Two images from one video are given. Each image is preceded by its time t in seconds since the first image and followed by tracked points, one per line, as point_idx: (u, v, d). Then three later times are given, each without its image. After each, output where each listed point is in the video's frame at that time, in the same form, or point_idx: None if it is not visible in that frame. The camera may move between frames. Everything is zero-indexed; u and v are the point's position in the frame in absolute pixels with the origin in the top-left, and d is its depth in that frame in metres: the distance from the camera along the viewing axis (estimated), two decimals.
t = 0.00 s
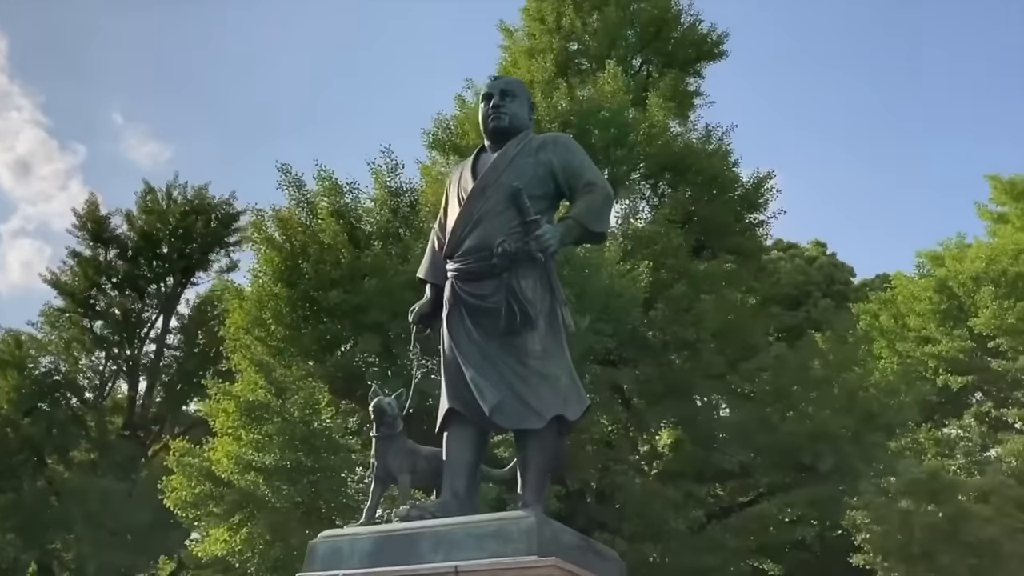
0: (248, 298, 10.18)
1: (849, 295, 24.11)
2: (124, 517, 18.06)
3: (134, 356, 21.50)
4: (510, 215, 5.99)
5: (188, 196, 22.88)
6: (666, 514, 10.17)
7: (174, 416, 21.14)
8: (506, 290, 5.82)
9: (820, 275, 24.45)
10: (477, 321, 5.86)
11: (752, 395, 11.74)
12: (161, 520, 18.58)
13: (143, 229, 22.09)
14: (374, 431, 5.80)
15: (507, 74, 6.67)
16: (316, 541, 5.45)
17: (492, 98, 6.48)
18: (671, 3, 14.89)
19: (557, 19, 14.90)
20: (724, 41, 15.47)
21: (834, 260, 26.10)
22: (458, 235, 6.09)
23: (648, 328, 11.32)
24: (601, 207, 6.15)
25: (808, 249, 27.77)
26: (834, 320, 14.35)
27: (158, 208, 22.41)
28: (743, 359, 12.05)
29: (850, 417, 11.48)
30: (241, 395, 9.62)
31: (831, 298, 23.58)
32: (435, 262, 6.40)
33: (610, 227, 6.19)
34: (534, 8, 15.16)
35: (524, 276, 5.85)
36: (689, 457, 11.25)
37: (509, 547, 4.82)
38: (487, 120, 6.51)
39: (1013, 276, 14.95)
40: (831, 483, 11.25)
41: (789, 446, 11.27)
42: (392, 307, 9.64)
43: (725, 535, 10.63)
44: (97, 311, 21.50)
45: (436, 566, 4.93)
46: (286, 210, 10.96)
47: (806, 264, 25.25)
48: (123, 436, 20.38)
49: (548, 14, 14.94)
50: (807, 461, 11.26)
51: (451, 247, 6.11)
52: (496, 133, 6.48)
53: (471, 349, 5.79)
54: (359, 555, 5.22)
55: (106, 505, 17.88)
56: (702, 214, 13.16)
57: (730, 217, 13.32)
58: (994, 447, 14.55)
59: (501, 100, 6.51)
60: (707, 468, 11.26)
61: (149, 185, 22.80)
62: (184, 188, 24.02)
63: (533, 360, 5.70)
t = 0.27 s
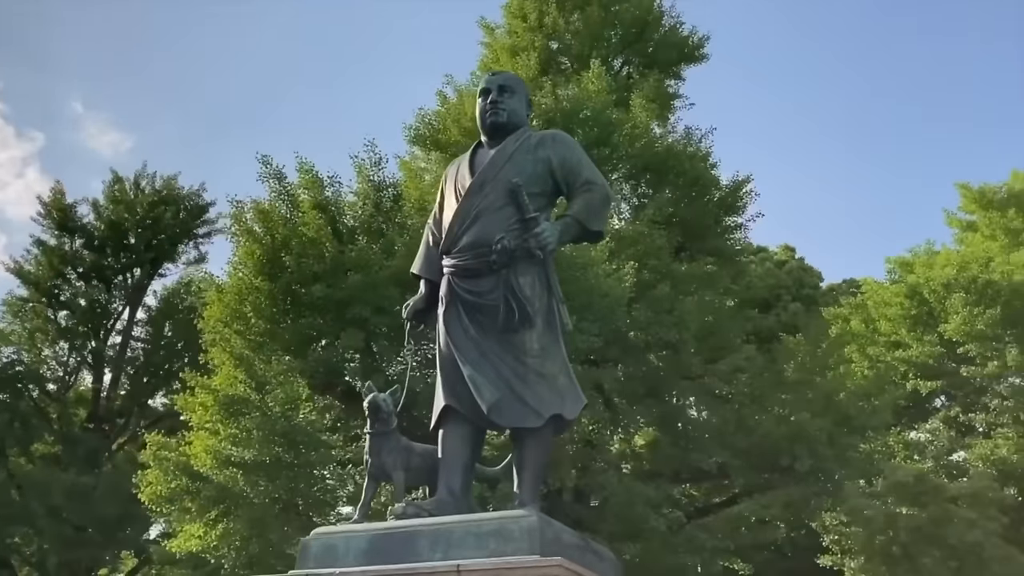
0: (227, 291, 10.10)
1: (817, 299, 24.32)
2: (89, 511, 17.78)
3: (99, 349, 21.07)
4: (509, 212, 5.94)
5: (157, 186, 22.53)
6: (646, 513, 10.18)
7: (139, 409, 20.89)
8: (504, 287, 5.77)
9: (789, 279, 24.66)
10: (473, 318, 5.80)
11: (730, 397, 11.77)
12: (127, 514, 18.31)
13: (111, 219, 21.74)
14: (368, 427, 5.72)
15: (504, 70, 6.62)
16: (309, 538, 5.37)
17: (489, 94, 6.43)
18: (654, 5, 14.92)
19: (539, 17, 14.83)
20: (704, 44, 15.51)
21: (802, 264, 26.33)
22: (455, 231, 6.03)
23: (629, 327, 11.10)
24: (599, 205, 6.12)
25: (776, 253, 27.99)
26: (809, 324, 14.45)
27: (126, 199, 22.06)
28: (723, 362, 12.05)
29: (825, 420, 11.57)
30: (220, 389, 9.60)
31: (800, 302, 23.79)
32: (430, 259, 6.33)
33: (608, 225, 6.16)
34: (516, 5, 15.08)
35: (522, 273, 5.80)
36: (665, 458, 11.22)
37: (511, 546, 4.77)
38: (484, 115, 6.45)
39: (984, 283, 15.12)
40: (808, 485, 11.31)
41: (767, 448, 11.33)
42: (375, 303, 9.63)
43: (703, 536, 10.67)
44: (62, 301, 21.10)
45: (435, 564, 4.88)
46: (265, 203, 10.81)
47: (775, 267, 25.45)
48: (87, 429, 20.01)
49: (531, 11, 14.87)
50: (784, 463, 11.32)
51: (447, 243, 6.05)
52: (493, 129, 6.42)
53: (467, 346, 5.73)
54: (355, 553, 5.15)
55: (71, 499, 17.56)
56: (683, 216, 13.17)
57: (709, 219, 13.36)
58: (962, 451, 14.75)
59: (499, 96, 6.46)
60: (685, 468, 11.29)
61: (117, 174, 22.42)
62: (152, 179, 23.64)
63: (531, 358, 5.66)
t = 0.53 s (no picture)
0: (210, 286, 10.33)
1: (789, 302, 24.52)
2: (55, 506, 17.49)
3: (67, 341, 20.72)
4: (508, 209, 5.91)
5: (129, 177, 22.21)
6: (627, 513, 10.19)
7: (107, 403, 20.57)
8: (503, 285, 5.74)
9: (762, 282, 24.84)
10: (471, 316, 5.77)
11: (710, 398, 11.83)
12: (94, 508, 18.03)
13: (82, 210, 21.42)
14: (362, 424, 5.66)
15: (503, 66, 6.59)
16: (303, 536, 5.29)
17: (488, 90, 6.40)
18: (638, 6, 14.95)
19: (523, 15, 14.81)
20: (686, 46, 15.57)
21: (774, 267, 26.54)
22: (453, 227, 5.99)
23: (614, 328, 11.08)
24: (598, 204, 6.11)
25: (748, 257, 28.19)
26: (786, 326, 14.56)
27: (97, 190, 21.74)
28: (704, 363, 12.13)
29: (804, 422, 11.66)
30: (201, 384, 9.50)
31: (772, 305, 23.98)
32: (425, 255, 6.29)
33: (605, 225, 6.15)
34: (501, 2, 15.05)
35: (520, 271, 5.77)
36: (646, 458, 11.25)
37: (511, 544, 4.74)
38: (482, 111, 6.42)
39: (956, 288, 15.25)
40: (785, 486, 11.38)
41: (745, 449, 11.39)
42: (360, 299, 10.01)
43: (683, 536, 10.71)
44: (30, 292, 20.75)
45: (433, 562, 4.83)
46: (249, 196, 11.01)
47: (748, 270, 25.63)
48: (54, 422, 19.68)
49: (515, 10, 14.84)
50: (762, 464, 11.39)
51: (445, 239, 6.01)
52: (491, 125, 6.39)
53: (465, 344, 5.69)
54: (350, 551, 5.09)
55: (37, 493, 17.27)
56: (665, 217, 13.20)
57: (691, 220, 13.41)
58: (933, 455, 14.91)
59: (497, 92, 6.43)
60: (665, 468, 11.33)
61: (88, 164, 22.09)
62: (124, 169, 23.32)
63: (530, 357, 5.63)
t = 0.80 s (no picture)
0: (190, 278, 10.54)
1: (757, 306, 24.74)
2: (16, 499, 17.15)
3: (30, 331, 20.37)
4: (508, 207, 5.89)
5: (97, 167, 21.86)
6: (606, 513, 10.21)
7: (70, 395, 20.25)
8: (503, 283, 5.72)
9: (731, 285, 25.04)
10: (470, 313, 5.73)
11: (688, 399, 11.89)
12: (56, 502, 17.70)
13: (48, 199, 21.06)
14: (358, 420, 5.60)
15: (502, 63, 6.57)
16: (298, 532, 5.23)
17: (488, 86, 6.37)
18: (620, 8, 15.02)
19: (506, 13, 14.80)
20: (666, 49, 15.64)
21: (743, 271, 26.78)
22: (452, 223, 5.95)
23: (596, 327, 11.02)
24: (597, 203, 6.11)
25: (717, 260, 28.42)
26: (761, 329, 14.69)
27: (64, 179, 21.37)
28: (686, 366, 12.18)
29: (780, 425, 11.77)
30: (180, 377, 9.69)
31: (741, 308, 24.19)
32: (421, 251, 6.24)
33: (603, 225, 6.16)
34: None
35: (520, 270, 5.75)
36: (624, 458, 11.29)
37: (513, 544, 4.71)
38: (481, 108, 6.39)
39: (927, 295, 15.47)
40: (759, 488, 11.48)
41: (720, 450, 11.49)
42: (344, 294, 10.39)
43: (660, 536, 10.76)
44: None
45: (434, 561, 4.79)
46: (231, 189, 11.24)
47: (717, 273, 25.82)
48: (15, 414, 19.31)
49: (498, 8, 14.82)
50: (739, 465, 11.48)
51: (443, 235, 5.97)
52: (490, 122, 6.37)
53: (464, 341, 5.66)
54: (348, 548, 5.04)
55: None
56: (646, 219, 13.25)
57: (671, 222, 13.48)
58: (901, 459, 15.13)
59: (497, 89, 6.41)
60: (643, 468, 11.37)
61: (56, 152, 21.72)
62: (91, 159, 22.96)
63: (528, 356, 5.61)
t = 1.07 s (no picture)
0: (174, 270, 10.70)
1: (729, 309, 24.93)
2: None
3: None
4: (510, 206, 5.87)
5: (67, 156, 21.50)
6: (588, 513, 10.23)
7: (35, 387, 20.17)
8: (504, 283, 5.69)
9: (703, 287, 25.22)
10: (470, 313, 5.70)
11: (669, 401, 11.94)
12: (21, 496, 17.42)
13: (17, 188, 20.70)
14: (356, 419, 5.55)
15: (502, 62, 6.54)
16: (296, 531, 5.17)
17: (489, 85, 6.34)
18: (605, 9, 15.03)
19: (490, 11, 14.76)
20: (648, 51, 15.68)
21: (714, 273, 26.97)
22: (453, 221, 5.92)
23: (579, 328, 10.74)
24: (597, 204, 6.11)
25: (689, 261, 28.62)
26: (738, 332, 14.78)
27: (33, 167, 21.00)
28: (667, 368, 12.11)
29: (759, 428, 11.85)
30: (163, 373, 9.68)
31: (713, 310, 24.37)
32: (419, 249, 6.20)
33: (603, 226, 6.16)
34: None
35: (522, 270, 5.73)
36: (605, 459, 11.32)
37: (518, 545, 4.69)
38: (482, 106, 6.36)
39: (901, 301, 15.67)
40: (737, 490, 11.55)
41: (699, 451, 11.54)
42: (330, 292, 10.51)
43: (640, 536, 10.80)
44: None
45: (437, 562, 4.76)
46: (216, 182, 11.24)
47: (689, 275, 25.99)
48: None
49: (482, 6, 14.78)
50: (717, 467, 11.55)
51: (443, 234, 5.93)
52: (491, 121, 6.34)
53: (464, 340, 5.63)
54: (347, 548, 4.99)
55: None
56: (629, 220, 13.27)
57: (653, 224, 13.51)
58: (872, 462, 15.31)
59: (498, 87, 6.38)
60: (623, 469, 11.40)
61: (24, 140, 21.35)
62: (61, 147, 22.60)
63: (529, 356, 5.59)
